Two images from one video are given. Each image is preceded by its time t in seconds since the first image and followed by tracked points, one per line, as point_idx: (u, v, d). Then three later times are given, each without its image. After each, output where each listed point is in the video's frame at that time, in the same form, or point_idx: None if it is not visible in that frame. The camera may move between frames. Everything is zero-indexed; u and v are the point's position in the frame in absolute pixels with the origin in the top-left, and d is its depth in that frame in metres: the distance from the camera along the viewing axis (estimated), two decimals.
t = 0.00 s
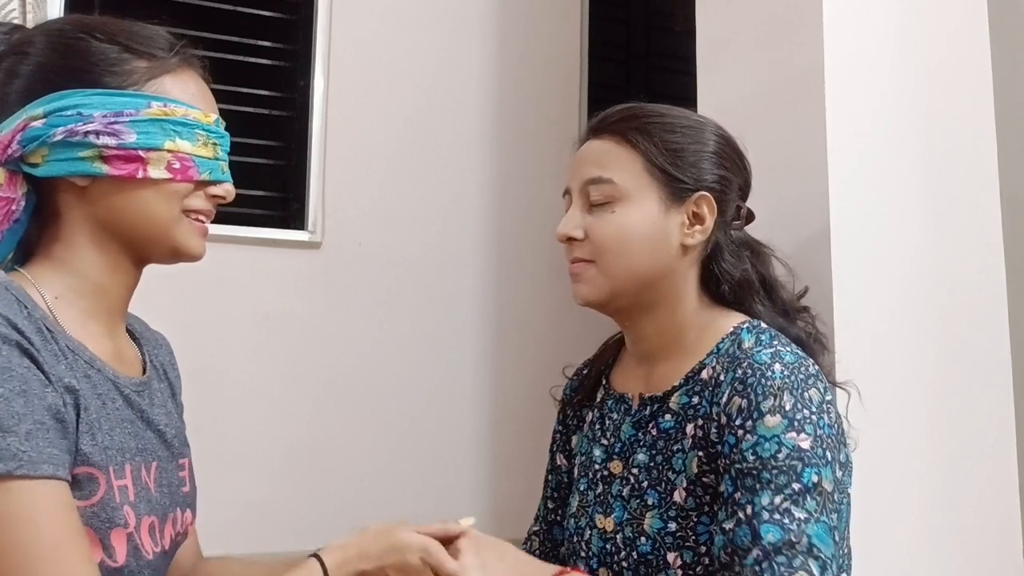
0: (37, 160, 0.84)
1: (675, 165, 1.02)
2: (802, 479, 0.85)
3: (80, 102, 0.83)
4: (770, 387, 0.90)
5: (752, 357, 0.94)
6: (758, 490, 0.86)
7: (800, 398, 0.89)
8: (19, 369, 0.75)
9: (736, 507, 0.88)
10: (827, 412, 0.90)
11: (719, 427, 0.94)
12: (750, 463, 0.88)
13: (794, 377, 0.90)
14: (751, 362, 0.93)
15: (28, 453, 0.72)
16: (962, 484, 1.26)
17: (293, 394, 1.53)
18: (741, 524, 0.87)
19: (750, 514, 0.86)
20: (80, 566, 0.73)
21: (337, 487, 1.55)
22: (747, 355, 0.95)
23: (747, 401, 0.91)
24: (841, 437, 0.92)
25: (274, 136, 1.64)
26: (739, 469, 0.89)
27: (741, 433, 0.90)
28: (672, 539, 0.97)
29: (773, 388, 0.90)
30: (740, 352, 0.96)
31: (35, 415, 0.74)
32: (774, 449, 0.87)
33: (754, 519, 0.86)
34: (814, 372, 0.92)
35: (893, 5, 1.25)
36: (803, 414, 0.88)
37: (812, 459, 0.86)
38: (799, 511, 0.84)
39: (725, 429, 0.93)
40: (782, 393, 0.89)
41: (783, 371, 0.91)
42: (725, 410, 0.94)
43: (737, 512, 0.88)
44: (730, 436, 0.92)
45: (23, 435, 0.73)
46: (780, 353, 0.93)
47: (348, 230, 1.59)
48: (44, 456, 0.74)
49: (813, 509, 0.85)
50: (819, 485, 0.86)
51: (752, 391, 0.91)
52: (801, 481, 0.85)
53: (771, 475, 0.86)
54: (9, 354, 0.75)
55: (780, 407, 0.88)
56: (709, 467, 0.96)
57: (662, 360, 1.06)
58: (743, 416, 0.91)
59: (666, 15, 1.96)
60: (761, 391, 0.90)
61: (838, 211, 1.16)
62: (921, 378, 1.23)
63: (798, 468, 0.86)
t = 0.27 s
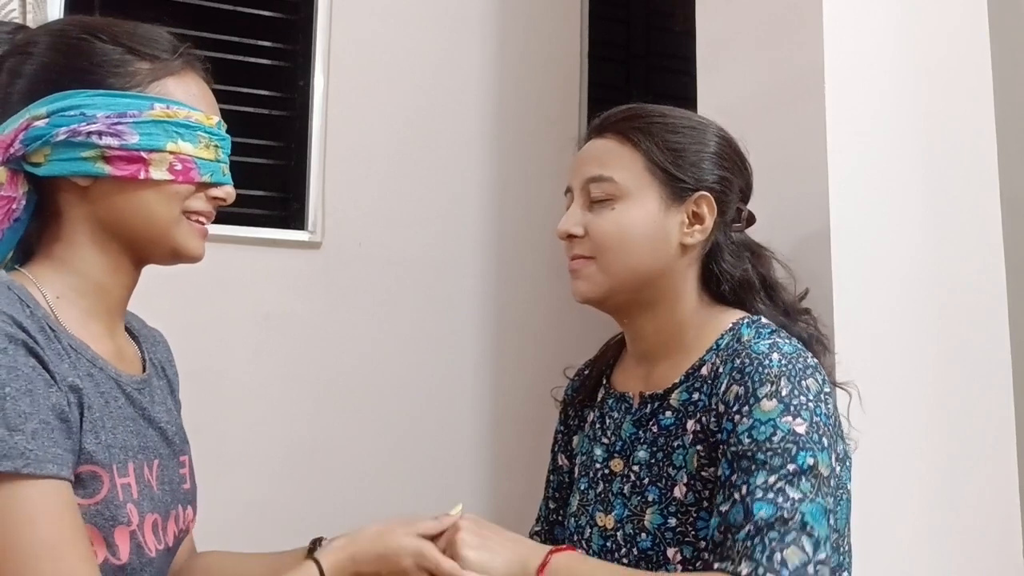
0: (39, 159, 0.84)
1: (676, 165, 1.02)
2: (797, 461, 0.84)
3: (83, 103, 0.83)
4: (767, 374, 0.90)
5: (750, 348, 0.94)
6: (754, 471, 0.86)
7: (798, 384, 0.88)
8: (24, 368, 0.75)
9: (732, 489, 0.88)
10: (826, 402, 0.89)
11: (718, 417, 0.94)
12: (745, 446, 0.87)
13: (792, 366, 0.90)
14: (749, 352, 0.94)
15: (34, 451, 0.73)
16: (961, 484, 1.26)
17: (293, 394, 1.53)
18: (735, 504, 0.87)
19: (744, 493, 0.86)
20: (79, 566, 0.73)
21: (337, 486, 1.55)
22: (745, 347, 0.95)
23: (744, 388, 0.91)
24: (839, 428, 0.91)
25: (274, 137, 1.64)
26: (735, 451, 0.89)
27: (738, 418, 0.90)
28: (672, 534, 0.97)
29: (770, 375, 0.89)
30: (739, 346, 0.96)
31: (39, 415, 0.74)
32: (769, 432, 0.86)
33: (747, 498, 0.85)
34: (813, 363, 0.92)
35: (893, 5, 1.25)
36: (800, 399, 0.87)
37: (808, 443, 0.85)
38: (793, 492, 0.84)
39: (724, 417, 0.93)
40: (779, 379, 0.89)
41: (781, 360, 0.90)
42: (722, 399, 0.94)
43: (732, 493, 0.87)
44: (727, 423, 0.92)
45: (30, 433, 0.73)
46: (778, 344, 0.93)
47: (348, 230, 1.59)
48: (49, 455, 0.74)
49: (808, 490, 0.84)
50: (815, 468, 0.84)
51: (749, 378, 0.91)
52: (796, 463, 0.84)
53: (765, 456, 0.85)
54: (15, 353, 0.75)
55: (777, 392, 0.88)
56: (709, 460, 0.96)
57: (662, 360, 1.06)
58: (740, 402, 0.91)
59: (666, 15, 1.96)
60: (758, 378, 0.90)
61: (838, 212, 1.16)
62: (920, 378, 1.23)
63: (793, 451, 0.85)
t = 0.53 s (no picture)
0: (38, 159, 0.84)
1: (674, 165, 1.02)
2: (804, 406, 0.84)
3: (80, 102, 0.83)
4: (766, 339, 0.90)
5: (749, 323, 0.95)
6: (761, 421, 0.85)
7: (798, 347, 0.89)
8: (19, 369, 0.75)
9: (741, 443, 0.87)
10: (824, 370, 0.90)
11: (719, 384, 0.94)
12: (750, 400, 0.87)
13: (791, 337, 0.91)
14: (748, 326, 0.94)
15: (25, 452, 0.72)
16: (961, 485, 1.26)
17: (293, 394, 1.53)
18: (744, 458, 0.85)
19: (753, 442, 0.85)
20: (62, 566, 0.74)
21: (337, 486, 1.55)
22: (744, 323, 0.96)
23: (744, 354, 0.91)
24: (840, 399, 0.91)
25: (273, 137, 1.64)
26: (739, 408, 0.88)
27: (740, 378, 0.90)
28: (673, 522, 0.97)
29: (769, 341, 0.90)
30: (735, 328, 0.96)
31: (32, 416, 0.74)
32: (773, 385, 0.86)
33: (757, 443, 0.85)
34: (807, 338, 0.92)
35: (893, 5, 1.25)
36: (800, 357, 0.88)
37: (811, 393, 0.86)
38: (802, 432, 0.83)
39: (726, 383, 0.92)
40: (779, 343, 0.90)
41: (778, 331, 0.91)
42: (724, 368, 0.94)
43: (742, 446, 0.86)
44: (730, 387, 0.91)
45: (22, 434, 0.73)
46: (775, 319, 0.94)
47: (348, 230, 1.59)
48: (41, 456, 0.74)
49: (816, 432, 0.84)
50: (821, 415, 0.85)
51: (748, 345, 0.91)
52: (803, 408, 0.84)
53: (772, 406, 0.85)
54: (10, 353, 0.75)
55: (778, 351, 0.89)
56: (711, 446, 0.96)
57: (661, 360, 1.06)
58: (741, 367, 0.91)
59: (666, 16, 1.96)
60: (757, 343, 0.91)
61: (838, 212, 1.15)
62: (921, 378, 1.23)
63: (799, 399, 0.85)
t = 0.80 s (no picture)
0: (38, 159, 0.84)
1: (670, 166, 1.02)
2: (805, 407, 0.84)
3: (80, 102, 0.83)
4: (764, 339, 0.90)
5: (745, 323, 0.95)
6: (762, 421, 0.85)
7: (796, 347, 0.89)
8: (16, 372, 0.74)
9: (742, 442, 0.86)
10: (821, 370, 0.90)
11: (719, 383, 0.94)
12: (751, 400, 0.87)
13: (787, 335, 0.91)
14: (744, 326, 0.94)
15: (21, 455, 0.72)
16: (962, 485, 1.26)
17: (293, 394, 1.53)
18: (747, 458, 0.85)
19: (755, 442, 0.85)
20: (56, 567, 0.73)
21: (337, 487, 1.55)
22: (741, 322, 0.96)
23: (743, 354, 0.91)
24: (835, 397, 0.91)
25: (273, 137, 1.64)
26: (740, 407, 0.88)
27: (740, 378, 0.90)
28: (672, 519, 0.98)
29: (766, 340, 0.90)
30: (731, 327, 0.96)
31: (29, 419, 0.74)
32: (773, 385, 0.86)
33: (759, 443, 0.84)
34: (805, 338, 0.92)
35: (892, 5, 1.25)
36: (799, 358, 0.88)
37: (811, 394, 0.86)
38: (804, 433, 0.83)
39: (726, 382, 0.92)
40: (777, 342, 0.90)
41: (776, 330, 0.92)
42: (722, 368, 0.93)
43: (743, 446, 0.86)
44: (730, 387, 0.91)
45: (18, 437, 0.73)
46: (771, 318, 0.95)
47: (348, 230, 1.59)
48: (37, 459, 0.73)
49: (817, 434, 0.84)
50: (821, 416, 0.85)
51: (747, 345, 0.91)
52: (804, 409, 0.84)
53: (773, 406, 0.85)
54: (8, 357, 0.74)
55: (777, 351, 0.89)
56: (709, 443, 0.96)
57: (658, 360, 1.06)
58: (741, 366, 0.91)
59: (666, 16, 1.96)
60: (756, 343, 0.91)
61: (838, 212, 1.16)
62: (921, 378, 1.23)
63: (799, 400, 0.85)
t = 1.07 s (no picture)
0: (38, 159, 0.84)
1: (670, 166, 1.03)
2: (785, 380, 0.83)
3: (80, 102, 0.83)
4: (755, 325, 0.91)
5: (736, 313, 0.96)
6: (741, 392, 0.84)
7: (787, 332, 0.89)
8: (19, 372, 0.74)
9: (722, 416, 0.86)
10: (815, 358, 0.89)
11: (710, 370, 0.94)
12: (733, 377, 0.87)
13: (779, 322, 0.91)
14: (737, 316, 0.95)
15: (24, 456, 0.72)
16: (962, 484, 1.26)
17: (293, 394, 1.53)
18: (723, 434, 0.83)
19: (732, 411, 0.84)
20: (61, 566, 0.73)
21: (337, 487, 1.55)
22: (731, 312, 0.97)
23: (732, 338, 0.91)
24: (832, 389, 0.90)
25: (273, 137, 1.64)
26: (724, 385, 0.88)
27: (726, 358, 0.90)
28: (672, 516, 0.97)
29: (757, 326, 0.90)
30: (723, 319, 0.97)
31: (32, 420, 0.74)
32: (757, 362, 0.86)
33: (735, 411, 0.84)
34: (800, 328, 0.92)
35: (893, 5, 1.25)
36: (788, 342, 0.88)
37: (795, 371, 0.85)
38: (780, 402, 0.82)
39: (715, 366, 0.92)
40: (768, 328, 0.90)
41: (769, 318, 0.92)
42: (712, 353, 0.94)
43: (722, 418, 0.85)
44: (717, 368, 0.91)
45: (21, 438, 0.72)
46: (765, 311, 0.95)
47: (348, 230, 1.59)
48: (39, 460, 0.73)
49: (797, 405, 0.82)
50: (802, 391, 0.84)
51: (737, 330, 0.92)
52: (784, 381, 0.83)
53: (754, 380, 0.84)
54: (11, 357, 0.74)
55: (766, 335, 0.89)
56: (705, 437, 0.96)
57: (657, 359, 1.05)
58: (728, 349, 0.91)
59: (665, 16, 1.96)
60: (746, 327, 0.91)
61: (838, 211, 1.16)
62: (921, 378, 1.23)
63: (780, 374, 0.84)
